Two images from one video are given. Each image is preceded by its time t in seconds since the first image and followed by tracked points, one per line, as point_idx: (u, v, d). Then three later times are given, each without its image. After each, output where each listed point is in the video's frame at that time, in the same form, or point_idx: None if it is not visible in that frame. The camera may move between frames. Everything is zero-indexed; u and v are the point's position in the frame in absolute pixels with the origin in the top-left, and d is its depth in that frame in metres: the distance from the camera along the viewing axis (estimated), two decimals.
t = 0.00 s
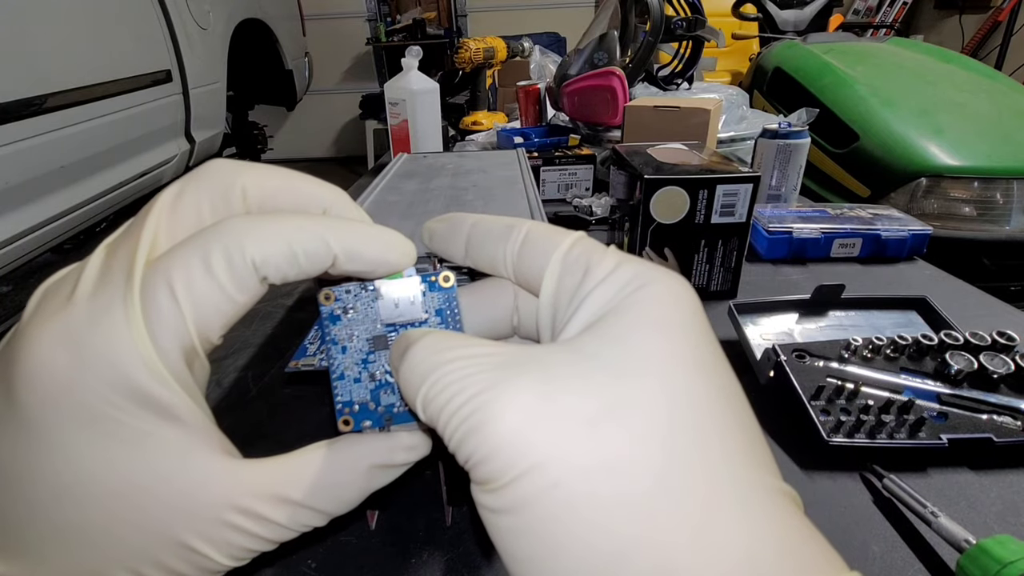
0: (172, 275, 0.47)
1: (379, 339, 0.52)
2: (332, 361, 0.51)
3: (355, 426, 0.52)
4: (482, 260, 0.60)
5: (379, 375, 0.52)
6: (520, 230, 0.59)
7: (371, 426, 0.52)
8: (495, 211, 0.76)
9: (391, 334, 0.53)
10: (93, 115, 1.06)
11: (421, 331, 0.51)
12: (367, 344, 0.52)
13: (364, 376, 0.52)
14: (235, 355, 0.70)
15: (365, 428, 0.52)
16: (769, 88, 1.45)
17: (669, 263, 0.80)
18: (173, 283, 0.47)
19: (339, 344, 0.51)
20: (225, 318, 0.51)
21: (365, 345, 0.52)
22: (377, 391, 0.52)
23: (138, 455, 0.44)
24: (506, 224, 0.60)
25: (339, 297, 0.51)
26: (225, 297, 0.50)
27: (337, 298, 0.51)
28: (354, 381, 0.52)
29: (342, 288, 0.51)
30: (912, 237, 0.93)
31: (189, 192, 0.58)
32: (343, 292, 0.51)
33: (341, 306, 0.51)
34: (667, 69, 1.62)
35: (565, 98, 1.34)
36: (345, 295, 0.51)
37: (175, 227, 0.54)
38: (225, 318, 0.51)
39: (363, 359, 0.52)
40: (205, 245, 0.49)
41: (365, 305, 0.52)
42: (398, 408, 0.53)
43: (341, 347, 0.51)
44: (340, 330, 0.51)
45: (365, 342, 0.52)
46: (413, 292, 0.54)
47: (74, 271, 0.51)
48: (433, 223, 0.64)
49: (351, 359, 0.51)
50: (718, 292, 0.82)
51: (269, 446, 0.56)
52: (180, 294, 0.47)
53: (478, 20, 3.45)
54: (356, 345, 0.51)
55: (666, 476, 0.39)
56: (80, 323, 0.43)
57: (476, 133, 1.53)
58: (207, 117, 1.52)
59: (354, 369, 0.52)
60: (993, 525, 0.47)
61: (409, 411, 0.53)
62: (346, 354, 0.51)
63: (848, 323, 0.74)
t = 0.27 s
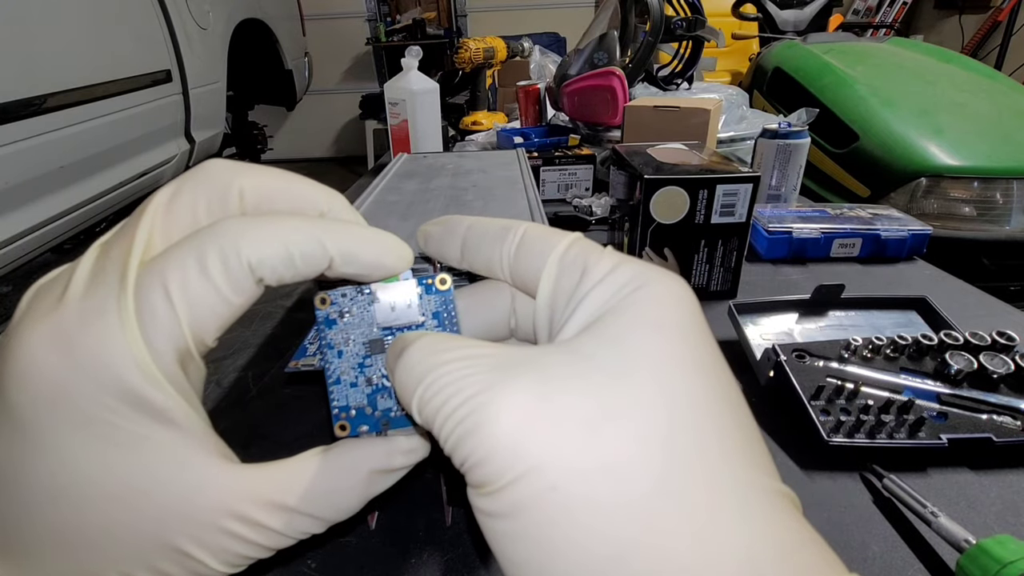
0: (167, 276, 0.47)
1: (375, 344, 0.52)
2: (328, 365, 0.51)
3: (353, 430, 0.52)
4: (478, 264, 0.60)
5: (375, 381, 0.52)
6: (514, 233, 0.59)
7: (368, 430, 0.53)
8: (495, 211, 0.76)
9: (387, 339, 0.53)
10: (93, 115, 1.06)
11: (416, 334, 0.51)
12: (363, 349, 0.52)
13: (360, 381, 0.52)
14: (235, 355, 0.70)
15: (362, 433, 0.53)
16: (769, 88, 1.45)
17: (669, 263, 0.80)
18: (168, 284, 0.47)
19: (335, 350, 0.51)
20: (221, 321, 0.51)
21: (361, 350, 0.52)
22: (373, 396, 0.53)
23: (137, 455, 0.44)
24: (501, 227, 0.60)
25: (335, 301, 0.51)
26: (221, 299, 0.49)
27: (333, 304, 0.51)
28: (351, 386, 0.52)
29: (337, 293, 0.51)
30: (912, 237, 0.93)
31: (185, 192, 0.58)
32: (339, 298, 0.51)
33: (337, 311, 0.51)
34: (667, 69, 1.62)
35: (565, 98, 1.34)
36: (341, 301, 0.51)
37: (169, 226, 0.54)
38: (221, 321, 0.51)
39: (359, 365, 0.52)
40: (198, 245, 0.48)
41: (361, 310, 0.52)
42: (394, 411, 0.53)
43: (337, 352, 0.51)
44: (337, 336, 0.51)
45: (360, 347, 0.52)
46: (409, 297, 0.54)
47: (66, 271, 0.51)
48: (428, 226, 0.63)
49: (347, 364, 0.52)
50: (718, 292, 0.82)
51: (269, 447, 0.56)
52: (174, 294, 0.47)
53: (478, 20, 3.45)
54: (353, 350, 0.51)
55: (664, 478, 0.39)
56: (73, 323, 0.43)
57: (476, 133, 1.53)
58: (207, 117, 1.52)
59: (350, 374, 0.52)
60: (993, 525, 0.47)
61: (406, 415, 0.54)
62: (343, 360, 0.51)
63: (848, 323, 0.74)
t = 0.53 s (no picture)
0: (170, 282, 0.47)
1: (376, 348, 0.52)
2: (329, 368, 0.51)
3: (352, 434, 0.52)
4: (478, 266, 0.60)
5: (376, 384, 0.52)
6: (513, 235, 0.59)
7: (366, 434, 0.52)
8: (495, 211, 0.76)
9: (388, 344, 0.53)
10: (93, 115, 1.06)
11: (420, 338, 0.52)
12: (364, 352, 0.52)
13: (360, 385, 0.52)
14: (235, 354, 0.70)
15: (361, 437, 0.52)
16: (769, 88, 1.45)
17: (669, 263, 0.80)
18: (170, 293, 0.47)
19: (336, 352, 0.51)
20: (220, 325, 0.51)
21: (362, 354, 0.52)
22: (373, 400, 0.53)
23: (137, 455, 0.44)
24: (501, 229, 0.60)
25: (337, 304, 0.52)
26: (222, 306, 0.49)
27: (336, 306, 0.51)
28: (351, 389, 0.52)
29: (340, 297, 0.52)
30: (912, 237, 0.93)
31: (185, 192, 0.58)
32: (341, 300, 0.52)
33: (339, 313, 0.51)
34: (667, 69, 1.62)
35: (565, 98, 1.34)
36: (343, 303, 0.51)
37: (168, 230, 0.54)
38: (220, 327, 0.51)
39: (360, 368, 0.52)
40: (205, 254, 0.49)
41: (362, 313, 0.52)
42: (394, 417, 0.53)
43: (337, 355, 0.51)
44: (338, 338, 0.51)
45: (361, 350, 0.52)
46: (411, 300, 0.54)
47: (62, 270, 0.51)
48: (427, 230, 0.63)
49: (348, 368, 0.52)
50: (718, 292, 0.82)
51: (269, 447, 0.56)
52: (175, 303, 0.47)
53: (478, 20, 3.45)
54: (353, 353, 0.51)
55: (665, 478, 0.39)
56: (71, 323, 0.43)
57: (476, 133, 1.53)
58: (207, 117, 1.52)
59: (351, 377, 0.52)
60: (993, 525, 0.47)
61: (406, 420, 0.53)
62: (343, 362, 0.51)
63: (848, 323, 0.74)
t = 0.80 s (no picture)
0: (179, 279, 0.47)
1: (384, 340, 0.52)
2: (337, 361, 0.51)
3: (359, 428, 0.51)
4: (486, 257, 0.59)
5: (384, 376, 0.51)
6: (523, 224, 0.58)
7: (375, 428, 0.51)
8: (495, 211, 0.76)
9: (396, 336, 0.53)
10: (94, 115, 1.06)
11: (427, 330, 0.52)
12: (372, 344, 0.52)
13: (369, 377, 0.51)
14: (236, 354, 0.70)
15: (369, 430, 0.51)
16: (769, 88, 1.45)
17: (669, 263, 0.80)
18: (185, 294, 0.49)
19: (344, 343, 0.51)
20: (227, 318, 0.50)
21: (370, 346, 0.52)
22: (383, 393, 0.52)
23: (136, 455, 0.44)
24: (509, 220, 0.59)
25: (344, 297, 0.51)
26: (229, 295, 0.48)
27: (342, 298, 0.51)
28: (359, 382, 0.51)
29: (348, 287, 0.51)
30: (912, 237, 0.93)
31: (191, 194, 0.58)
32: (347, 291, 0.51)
33: (345, 305, 0.51)
34: (667, 69, 1.62)
35: (565, 98, 1.34)
36: (349, 295, 0.51)
37: (174, 227, 0.55)
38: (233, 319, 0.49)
39: (368, 360, 0.52)
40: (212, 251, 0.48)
41: (370, 304, 0.52)
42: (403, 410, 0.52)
43: (345, 347, 0.51)
44: (345, 330, 0.51)
45: (370, 343, 0.52)
46: (419, 292, 0.53)
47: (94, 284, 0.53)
48: (433, 220, 0.59)
49: (356, 361, 0.51)
50: (718, 291, 0.82)
51: (269, 447, 0.56)
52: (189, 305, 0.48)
53: (478, 20, 3.44)
54: (361, 345, 0.51)
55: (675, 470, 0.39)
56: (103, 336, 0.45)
57: (476, 133, 1.53)
58: (207, 117, 1.52)
59: (359, 369, 0.51)
60: (993, 525, 0.47)
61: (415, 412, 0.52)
62: (352, 355, 0.51)
63: (848, 323, 0.74)
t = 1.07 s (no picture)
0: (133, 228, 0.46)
1: (380, 342, 0.52)
2: (333, 365, 0.51)
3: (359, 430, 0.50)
4: (482, 261, 0.58)
5: (381, 379, 0.51)
6: (520, 228, 0.58)
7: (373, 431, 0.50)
8: (494, 211, 0.76)
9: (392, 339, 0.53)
10: (94, 115, 1.06)
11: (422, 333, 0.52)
12: (369, 347, 0.52)
13: (366, 380, 0.51)
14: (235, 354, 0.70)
15: (367, 432, 0.50)
16: (769, 88, 1.45)
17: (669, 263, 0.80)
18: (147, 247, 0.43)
19: (340, 346, 0.51)
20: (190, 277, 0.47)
21: (366, 349, 0.52)
22: (380, 395, 0.51)
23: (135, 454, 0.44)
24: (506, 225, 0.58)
25: (339, 300, 0.51)
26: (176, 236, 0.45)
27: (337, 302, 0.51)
28: (356, 385, 0.51)
29: (344, 290, 0.51)
30: (912, 237, 0.93)
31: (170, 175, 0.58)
32: (343, 294, 0.51)
33: (341, 308, 0.51)
34: (667, 69, 1.62)
35: (564, 98, 1.34)
36: (345, 298, 0.51)
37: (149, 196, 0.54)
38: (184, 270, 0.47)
39: (364, 363, 0.52)
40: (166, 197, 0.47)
41: (365, 307, 0.52)
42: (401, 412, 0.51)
43: (341, 350, 0.51)
44: (341, 333, 0.51)
45: (366, 345, 0.52)
46: (415, 294, 0.53)
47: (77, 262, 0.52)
48: (433, 223, 0.57)
49: (352, 364, 0.51)
50: (718, 291, 0.83)
51: (269, 447, 0.56)
52: (153, 253, 0.43)
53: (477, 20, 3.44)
54: (358, 348, 0.51)
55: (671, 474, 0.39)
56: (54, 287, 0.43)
57: (475, 133, 1.53)
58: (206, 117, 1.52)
59: (356, 372, 0.51)
60: (992, 524, 0.48)
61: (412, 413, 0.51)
62: (348, 358, 0.51)
63: (848, 323, 0.74)
